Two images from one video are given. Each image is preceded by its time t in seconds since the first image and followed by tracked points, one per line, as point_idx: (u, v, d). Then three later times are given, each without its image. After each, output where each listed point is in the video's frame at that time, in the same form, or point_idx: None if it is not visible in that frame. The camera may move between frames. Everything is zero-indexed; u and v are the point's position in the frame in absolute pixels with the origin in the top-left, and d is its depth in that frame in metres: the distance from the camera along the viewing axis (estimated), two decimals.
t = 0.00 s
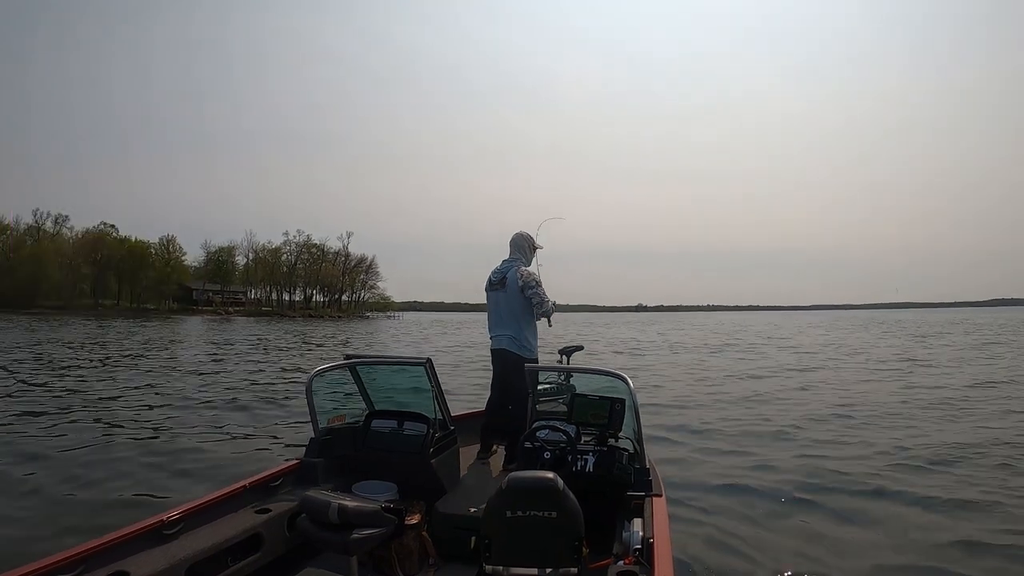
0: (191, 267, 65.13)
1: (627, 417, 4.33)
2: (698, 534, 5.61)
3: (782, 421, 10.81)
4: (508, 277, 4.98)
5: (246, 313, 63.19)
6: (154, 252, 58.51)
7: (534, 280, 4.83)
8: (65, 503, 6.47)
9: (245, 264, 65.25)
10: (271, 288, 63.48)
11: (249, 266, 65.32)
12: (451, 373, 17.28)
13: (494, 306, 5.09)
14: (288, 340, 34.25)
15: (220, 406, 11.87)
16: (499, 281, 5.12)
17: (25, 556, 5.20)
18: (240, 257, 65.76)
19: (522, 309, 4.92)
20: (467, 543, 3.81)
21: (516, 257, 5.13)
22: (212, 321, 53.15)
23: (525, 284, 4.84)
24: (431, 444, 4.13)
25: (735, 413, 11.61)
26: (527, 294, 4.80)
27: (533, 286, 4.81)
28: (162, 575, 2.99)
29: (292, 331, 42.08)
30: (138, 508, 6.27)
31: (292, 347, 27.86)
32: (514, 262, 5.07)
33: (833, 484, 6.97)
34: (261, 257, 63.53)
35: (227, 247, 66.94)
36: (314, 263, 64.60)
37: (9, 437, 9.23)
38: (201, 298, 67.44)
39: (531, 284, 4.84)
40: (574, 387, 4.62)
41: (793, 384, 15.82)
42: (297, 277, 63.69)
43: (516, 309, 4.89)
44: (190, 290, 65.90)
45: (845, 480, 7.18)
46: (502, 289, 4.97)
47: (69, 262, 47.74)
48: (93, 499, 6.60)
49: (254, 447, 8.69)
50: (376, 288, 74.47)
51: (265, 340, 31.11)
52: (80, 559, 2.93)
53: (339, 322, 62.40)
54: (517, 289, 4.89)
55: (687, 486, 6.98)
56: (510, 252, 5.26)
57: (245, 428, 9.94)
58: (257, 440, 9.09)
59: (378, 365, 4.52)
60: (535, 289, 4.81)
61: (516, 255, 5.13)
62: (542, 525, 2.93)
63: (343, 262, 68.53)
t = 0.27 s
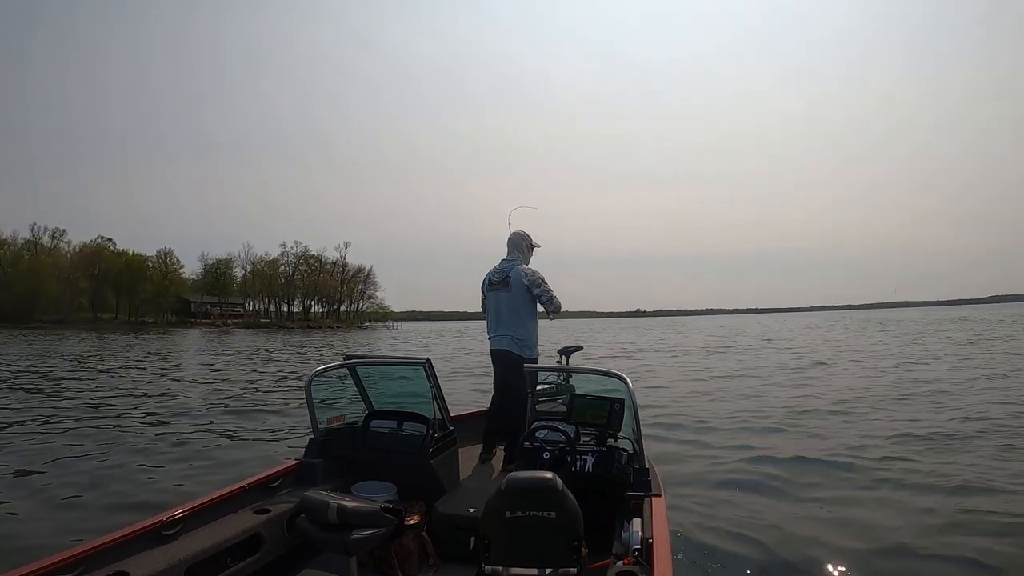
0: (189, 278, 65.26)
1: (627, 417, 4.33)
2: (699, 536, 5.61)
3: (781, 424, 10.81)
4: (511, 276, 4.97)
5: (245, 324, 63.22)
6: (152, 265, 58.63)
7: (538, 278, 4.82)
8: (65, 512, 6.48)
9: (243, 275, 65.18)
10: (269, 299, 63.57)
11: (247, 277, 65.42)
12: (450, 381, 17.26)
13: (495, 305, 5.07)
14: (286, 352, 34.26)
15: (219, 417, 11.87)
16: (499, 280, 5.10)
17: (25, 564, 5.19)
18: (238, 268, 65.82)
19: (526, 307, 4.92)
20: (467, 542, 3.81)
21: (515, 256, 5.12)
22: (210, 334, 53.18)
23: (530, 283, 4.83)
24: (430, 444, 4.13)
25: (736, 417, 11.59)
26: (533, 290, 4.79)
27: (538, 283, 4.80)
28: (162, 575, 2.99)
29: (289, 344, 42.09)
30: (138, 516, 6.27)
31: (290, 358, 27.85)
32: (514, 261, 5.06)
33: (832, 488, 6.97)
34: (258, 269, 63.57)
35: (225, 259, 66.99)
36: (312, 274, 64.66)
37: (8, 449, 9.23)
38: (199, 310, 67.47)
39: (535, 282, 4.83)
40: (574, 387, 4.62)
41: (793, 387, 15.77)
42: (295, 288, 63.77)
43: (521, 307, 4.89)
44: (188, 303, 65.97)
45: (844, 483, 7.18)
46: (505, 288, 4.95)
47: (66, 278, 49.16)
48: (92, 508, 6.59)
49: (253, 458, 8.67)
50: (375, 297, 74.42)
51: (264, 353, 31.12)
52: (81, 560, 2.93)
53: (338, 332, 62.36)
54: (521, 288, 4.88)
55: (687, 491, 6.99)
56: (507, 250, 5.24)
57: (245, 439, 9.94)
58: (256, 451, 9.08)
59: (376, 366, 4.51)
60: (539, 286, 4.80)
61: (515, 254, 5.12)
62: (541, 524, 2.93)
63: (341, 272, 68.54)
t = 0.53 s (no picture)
0: (187, 278, 65.19)
1: (627, 417, 4.33)
2: (698, 539, 5.61)
3: (780, 427, 10.81)
4: (510, 275, 4.96)
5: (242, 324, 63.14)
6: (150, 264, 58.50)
7: (539, 276, 4.81)
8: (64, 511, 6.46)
9: (240, 275, 65.08)
10: (267, 299, 63.50)
11: (245, 277, 65.40)
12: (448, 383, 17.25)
13: (495, 305, 5.06)
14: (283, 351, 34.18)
15: (218, 417, 11.86)
16: (499, 279, 5.09)
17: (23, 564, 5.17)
18: (236, 268, 65.75)
19: (528, 305, 4.91)
20: (467, 542, 3.81)
21: (514, 255, 5.10)
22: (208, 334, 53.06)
23: (531, 281, 4.82)
24: (430, 443, 4.13)
25: (735, 419, 11.59)
26: (534, 288, 4.78)
27: (539, 281, 4.79)
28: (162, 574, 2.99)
29: (287, 344, 42.00)
30: (136, 516, 6.26)
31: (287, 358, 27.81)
32: (514, 260, 5.05)
33: (831, 491, 6.97)
34: (256, 269, 63.50)
35: (223, 259, 66.91)
36: (310, 274, 64.62)
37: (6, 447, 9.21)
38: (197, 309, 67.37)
39: (535, 280, 4.81)
40: (574, 387, 4.62)
41: (792, 390, 15.77)
42: (293, 288, 63.72)
43: (523, 306, 4.88)
44: (186, 302, 65.88)
45: (843, 486, 7.18)
46: (505, 287, 4.94)
47: (64, 274, 48.17)
48: (90, 508, 6.58)
49: (251, 458, 8.66)
50: (373, 297, 74.37)
51: (261, 353, 31.07)
52: (80, 559, 2.93)
53: (336, 333, 62.29)
54: (522, 286, 4.87)
55: (686, 493, 6.99)
56: (505, 250, 5.22)
57: (243, 439, 9.93)
58: (255, 451, 9.08)
59: (377, 365, 4.51)
60: (540, 285, 4.79)
61: (514, 253, 5.11)
62: (541, 524, 2.93)
63: (340, 272, 68.46)
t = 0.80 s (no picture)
0: (185, 268, 65.26)
1: (627, 417, 4.32)
2: (696, 537, 5.62)
3: (778, 427, 10.83)
4: (508, 276, 4.95)
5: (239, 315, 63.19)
6: (148, 253, 58.48)
7: (537, 275, 4.79)
8: (63, 503, 6.46)
9: (238, 266, 65.08)
10: (264, 290, 63.54)
11: (243, 267, 65.46)
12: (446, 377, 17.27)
13: (493, 305, 5.06)
14: (280, 341, 34.19)
15: (218, 409, 11.88)
16: (497, 279, 5.08)
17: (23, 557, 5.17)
18: (233, 258, 65.76)
19: (526, 305, 4.89)
20: (467, 542, 3.81)
21: (512, 254, 5.09)
22: (204, 323, 53.09)
23: (529, 281, 4.81)
24: (430, 443, 4.12)
25: (733, 418, 11.59)
26: (531, 288, 4.77)
27: (537, 281, 4.77)
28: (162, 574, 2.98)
29: (283, 334, 42.02)
30: (135, 510, 6.26)
31: (284, 349, 27.83)
32: (512, 260, 5.04)
33: (830, 491, 6.99)
34: (254, 260, 63.50)
35: (221, 249, 66.87)
36: (308, 266, 64.64)
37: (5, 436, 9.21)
38: (194, 299, 67.42)
39: (533, 280, 4.80)
40: (574, 387, 4.61)
41: (790, 389, 15.78)
42: (290, 279, 63.77)
43: (522, 306, 4.87)
44: (183, 292, 65.91)
45: (842, 487, 7.19)
46: (502, 287, 4.94)
47: (62, 262, 49.07)
48: (89, 500, 6.58)
49: (249, 450, 8.67)
50: (370, 291, 74.41)
51: (260, 343, 31.12)
52: (80, 559, 2.92)
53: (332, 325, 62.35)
54: (521, 287, 4.86)
55: (685, 492, 6.99)
56: (504, 249, 5.21)
57: (243, 430, 9.93)
58: (253, 443, 9.08)
59: (377, 364, 4.51)
60: (537, 284, 4.78)
61: (512, 253, 5.10)
62: (541, 524, 2.93)
63: (337, 265, 68.45)
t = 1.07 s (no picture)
0: (181, 261, 65.13)
1: (627, 417, 4.32)
2: (695, 534, 5.62)
3: (775, 423, 10.84)
4: (503, 276, 4.90)
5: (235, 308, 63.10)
6: (144, 244, 58.33)
7: (532, 275, 4.77)
8: (62, 497, 6.45)
9: (234, 258, 64.98)
10: (260, 283, 63.46)
11: (239, 260, 65.40)
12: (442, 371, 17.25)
13: (488, 306, 5.01)
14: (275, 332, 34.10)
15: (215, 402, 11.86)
16: (491, 280, 5.04)
17: (21, 554, 5.15)
18: (230, 251, 65.65)
19: (522, 305, 4.84)
20: (467, 542, 3.81)
21: (506, 255, 5.05)
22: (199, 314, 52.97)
23: (524, 281, 4.77)
24: (431, 442, 4.13)
25: (730, 415, 11.59)
26: (527, 287, 4.74)
27: (532, 281, 4.75)
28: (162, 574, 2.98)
29: (279, 326, 41.92)
30: (135, 506, 6.26)
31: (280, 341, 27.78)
32: (506, 260, 5.00)
33: (829, 489, 6.99)
34: (250, 252, 63.40)
35: (217, 241, 66.73)
36: (304, 258, 64.57)
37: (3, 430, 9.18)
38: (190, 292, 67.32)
39: (528, 279, 4.77)
40: (574, 387, 4.61)
41: (786, 385, 15.79)
42: (286, 272, 63.73)
43: (517, 306, 4.81)
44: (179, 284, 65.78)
45: (841, 484, 7.19)
46: (497, 287, 4.89)
47: (57, 252, 49.10)
48: (88, 494, 6.57)
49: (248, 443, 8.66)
50: (366, 284, 74.36)
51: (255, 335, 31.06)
52: (80, 559, 2.92)
53: (328, 317, 62.32)
54: (516, 287, 4.81)
55: (684, 488, 6.99)
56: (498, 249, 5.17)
57: (241, 424, 9.92)
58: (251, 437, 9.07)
59: (377, 364, 4.51)
60: (532, 283, 4.75)
61: (506, 253, 5.06)
62: (541, 524, 2.93)
63: (333, 258, 68.37)
